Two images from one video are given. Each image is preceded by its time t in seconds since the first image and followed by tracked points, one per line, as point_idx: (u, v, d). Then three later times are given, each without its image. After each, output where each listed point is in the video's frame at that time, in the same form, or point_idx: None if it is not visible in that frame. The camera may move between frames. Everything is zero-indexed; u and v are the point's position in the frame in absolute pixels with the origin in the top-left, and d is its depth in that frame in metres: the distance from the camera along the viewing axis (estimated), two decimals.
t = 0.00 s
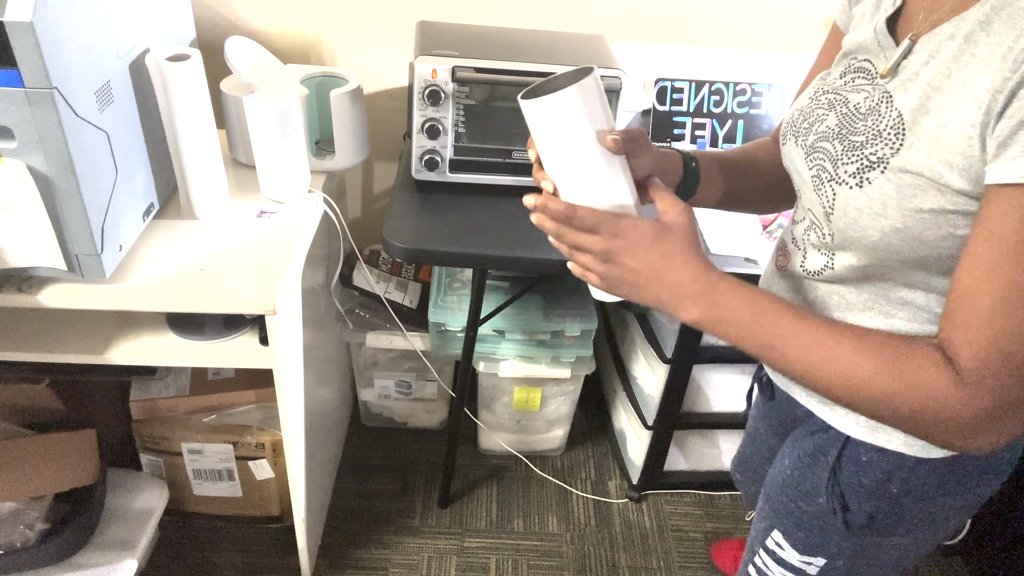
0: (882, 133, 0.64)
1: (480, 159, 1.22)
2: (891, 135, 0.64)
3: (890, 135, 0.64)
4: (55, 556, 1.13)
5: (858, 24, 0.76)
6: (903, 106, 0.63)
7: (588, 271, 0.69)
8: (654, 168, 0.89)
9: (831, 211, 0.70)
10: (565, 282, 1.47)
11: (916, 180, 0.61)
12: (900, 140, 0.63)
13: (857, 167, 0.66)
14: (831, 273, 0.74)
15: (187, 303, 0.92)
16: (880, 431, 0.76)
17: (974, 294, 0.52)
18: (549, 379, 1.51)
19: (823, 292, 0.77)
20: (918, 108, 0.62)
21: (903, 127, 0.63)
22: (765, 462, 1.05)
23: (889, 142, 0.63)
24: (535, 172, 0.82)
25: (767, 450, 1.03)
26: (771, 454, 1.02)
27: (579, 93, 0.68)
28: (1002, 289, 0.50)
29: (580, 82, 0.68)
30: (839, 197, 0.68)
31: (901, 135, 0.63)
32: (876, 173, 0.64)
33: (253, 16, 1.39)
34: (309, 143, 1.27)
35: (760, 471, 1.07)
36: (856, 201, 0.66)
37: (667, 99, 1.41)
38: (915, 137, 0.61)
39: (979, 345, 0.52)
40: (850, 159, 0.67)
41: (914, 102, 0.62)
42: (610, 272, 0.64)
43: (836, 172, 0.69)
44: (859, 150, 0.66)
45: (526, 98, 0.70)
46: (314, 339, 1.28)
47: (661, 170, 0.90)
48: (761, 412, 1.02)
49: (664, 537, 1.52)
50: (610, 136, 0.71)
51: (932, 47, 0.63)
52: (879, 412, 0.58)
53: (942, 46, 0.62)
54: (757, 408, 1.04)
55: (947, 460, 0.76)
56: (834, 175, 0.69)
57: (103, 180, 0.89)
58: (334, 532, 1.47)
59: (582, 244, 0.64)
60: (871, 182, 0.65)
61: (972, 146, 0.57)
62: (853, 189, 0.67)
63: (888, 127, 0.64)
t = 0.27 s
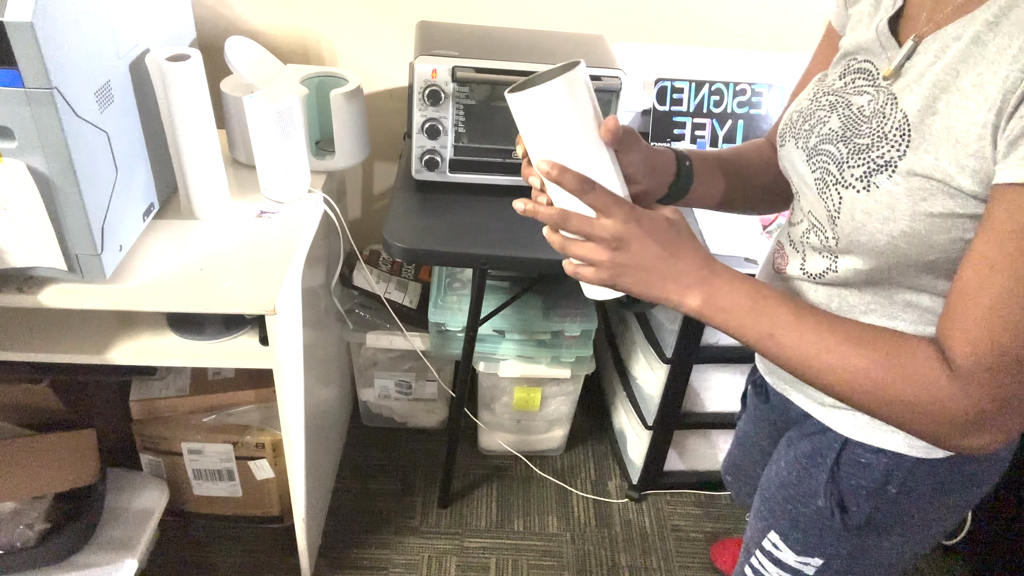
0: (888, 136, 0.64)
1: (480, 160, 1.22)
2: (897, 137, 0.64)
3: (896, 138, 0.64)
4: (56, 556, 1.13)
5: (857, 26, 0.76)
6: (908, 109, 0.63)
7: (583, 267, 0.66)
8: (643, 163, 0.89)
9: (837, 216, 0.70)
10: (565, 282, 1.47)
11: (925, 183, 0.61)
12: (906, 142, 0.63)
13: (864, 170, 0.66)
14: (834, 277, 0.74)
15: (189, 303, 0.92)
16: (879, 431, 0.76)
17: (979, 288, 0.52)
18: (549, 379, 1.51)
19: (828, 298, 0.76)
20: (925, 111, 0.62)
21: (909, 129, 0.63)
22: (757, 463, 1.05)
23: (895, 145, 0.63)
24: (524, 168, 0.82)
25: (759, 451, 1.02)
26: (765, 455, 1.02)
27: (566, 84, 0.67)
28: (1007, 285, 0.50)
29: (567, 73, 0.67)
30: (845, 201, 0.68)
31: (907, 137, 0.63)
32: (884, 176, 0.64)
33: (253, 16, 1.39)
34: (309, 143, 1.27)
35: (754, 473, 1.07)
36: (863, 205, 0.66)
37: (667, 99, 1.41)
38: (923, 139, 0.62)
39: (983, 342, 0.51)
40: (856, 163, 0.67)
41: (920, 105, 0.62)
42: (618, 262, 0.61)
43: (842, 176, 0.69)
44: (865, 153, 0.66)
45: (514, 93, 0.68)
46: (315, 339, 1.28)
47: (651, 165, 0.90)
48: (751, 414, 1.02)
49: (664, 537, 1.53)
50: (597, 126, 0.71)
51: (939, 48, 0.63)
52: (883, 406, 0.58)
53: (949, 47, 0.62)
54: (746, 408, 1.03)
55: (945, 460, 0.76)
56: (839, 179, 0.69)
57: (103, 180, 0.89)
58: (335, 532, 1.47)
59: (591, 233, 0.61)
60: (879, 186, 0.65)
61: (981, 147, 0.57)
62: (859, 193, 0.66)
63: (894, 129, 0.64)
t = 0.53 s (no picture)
0: (889, 136, 0.64)
1: (480, 160, 1.22)
2: (898, 137, 0.64)
3: (898, 137, 0.64)
4: (56, 556, 1.13)
5: (853, 27, 0.77)
6: (910, 108, 0.63)
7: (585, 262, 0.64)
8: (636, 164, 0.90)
9: (838, 217, 0.70)
10: (565, 282, 1.47)
11: (927, 183, 0.61)
12: (908, 142, 0.63)
13: (866, 171, 0.66)
14: (832, 276, 0.74)
15: (189, 303, 0.92)
16: (876, 431, 0.76)
17: (984, 289, 0.52)
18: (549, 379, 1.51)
19: (824, 297, 0.76)
20: (926, 110, 0.62)
21: (911, 129, 0.63)
22: (753, 465, 1.04)
23: (897, 144, 0.64)
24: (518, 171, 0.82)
25: (755, 453, 1.02)
26: (761, 456, 1.02)
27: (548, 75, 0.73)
28: (1012, 285, 0.50)
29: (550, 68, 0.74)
30: (846, 201, 0.68)
31: (909, 137, 0.63)
32: (886, 176, 0.64)
33: (253, 16, 1.39)
34: (309, 143, 1.27)
35: (750, 476, 1.07)
36: (864, 205, 0.66)
37: (667, 99, 1.41)
38: (924, 138, 0.62)
39: (987, 343, 0.51)
40: (858, 163, 0.67)
41: (921, 104, 0.62)
42: (625, 250, 0.61)
43: (842, 176, 0.68)
44: (866, 154, 0.66)
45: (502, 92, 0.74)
46: (315, 339, 1.28)
47: (644, 165, 0.91)
48: (747, 416, 1.02)
49: (664, 537, 1.53)
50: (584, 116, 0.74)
51: (940, 48, 0.63)
52: (883, 404, 0.58)
53: (949, 47, 0.62)
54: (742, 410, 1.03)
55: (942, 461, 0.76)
56: (840, 179, 0.69)
57: (103, 180, 0.89)
58: (335, 533, 1.47)
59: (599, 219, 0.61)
60: (881, 186, 0.65)
61: (983, 146, 0.57)
62: (861, 193, 0.66)
63: (895, 129, 0.64)
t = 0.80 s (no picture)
0: (885, 132, 0.65)
1: (480, 160, 1.22)
2: (895, 132, 0.64)
3: (894, 132, 0.64)
4: (56, 556, 1.13)
5: (849, 24, 0.77)
6: (906, 103, 0.63)
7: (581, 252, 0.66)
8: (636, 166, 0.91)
9: (836, 214, 0.70)
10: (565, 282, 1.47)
11: (925, 178, 0.61)
12: (905, 137, 0.63)
13: (864, 167, 0.66)
14: (830, 275, 0.74)
15: (189, 302, 0.92)
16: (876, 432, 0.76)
17: (983, 287, 0.52)
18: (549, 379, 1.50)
19: (823, 295, 0.77)
20: (922, 105, 0.62)
21: (908, 124, 0.63)
22: (752, 465, 1.05)
23: (894, 139, 0.64)
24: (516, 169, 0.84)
25: (754, 454, 1.02)
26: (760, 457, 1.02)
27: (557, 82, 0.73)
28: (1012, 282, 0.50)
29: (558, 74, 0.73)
30: (844, 198, 0.68)
31: (906, 132, 0.63)
32: (884, 172, 0.64)
33: (253, 16, 1.39)
34: (309, 143, 1.27)
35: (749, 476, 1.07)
36: (863, 201, 0.66)
37: (667, 99, 1.40)
38: (921, 133, 0.62)
39: (988, 338, 0.51)
40: (856, 159, 0.67)
41: (918, 99, 0.62)
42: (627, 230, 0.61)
43: (841, 173, 0.68)
44: (864, 150, 0.66)
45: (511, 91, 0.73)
46: (315, 338, 1.28)
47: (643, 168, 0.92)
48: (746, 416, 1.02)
49: (664, 537, 1.52)
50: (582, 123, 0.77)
51: (936, 43, 0.63)
52: (882, 402, 0.58)
53: (946, 42, 0.62)
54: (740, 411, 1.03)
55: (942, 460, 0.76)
56: (838, 176, 0.69)
57: (103, 180, 0.89)
58: (335, 532, 1.47)
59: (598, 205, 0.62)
60: (879, 182, 0.64)
61: (980, 140, 0.57)
62: (860, 190, 0.66)
63: (891, 124, 0.64)
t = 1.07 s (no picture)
0: (882, 127, 0.65)
1: (480, 160, 1.23)
2: (892, 128, 0.64)
3: (891, 128, 0.64)
4: (56, 557, 1.13)
5: (845, 23, 0.77)
6: (903, 98, 0.63)
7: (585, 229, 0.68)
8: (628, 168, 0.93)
9: (835, 211, 0.69)
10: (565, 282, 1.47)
11: (925, 173, 0.61)
12: (902, 132, 0.63)
13: (862, 164, 0.66)
14: (830, 274, 0.74)
15: (189, 302, 0.92)
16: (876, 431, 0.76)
17: (982, 283, 0.51)
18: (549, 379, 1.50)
19: (823, 294, 0.77)
20: (920, 100, 0.62)
21: (905, 119, 0.63)
22: (750, 467, 1.04)
23: (891, 135, 0.64)
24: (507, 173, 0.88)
25: (752, 455, 1.02)
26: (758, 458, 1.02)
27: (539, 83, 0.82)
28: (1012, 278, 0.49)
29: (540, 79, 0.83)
30: (843, 195, 0.68)
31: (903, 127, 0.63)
32: (883, 167, 0.64)
33: (253, 17, 1.39)
34: (309, 143, 1.27)
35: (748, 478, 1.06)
36: (862, 198, 0.66)
37: (667, 100, 1.40)
38: (918, 128, 0.62)
39: (989, 333, 0.50)
40: (854, 156, 0.67)
41: (914, 95, 0.62)
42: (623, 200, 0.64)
43: (839, 170, 0.68)
44: (861, 147, 0.66)
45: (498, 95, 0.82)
46: (315, 338, 1.28)
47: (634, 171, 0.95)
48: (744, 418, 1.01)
49: (664, 537, 1.52)
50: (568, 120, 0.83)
51: (933, 39, 0.63)
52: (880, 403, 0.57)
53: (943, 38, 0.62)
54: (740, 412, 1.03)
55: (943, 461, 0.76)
56: (837, 174, 0.69)
57: (103, 180, 0.89)
58: (335, 533, 1.47)
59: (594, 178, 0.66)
60: (878, 178, 0.64)
61: (979, 134, 0.57)
62: (858, 187, 0.66)
63: (888, 120, 0.64)
